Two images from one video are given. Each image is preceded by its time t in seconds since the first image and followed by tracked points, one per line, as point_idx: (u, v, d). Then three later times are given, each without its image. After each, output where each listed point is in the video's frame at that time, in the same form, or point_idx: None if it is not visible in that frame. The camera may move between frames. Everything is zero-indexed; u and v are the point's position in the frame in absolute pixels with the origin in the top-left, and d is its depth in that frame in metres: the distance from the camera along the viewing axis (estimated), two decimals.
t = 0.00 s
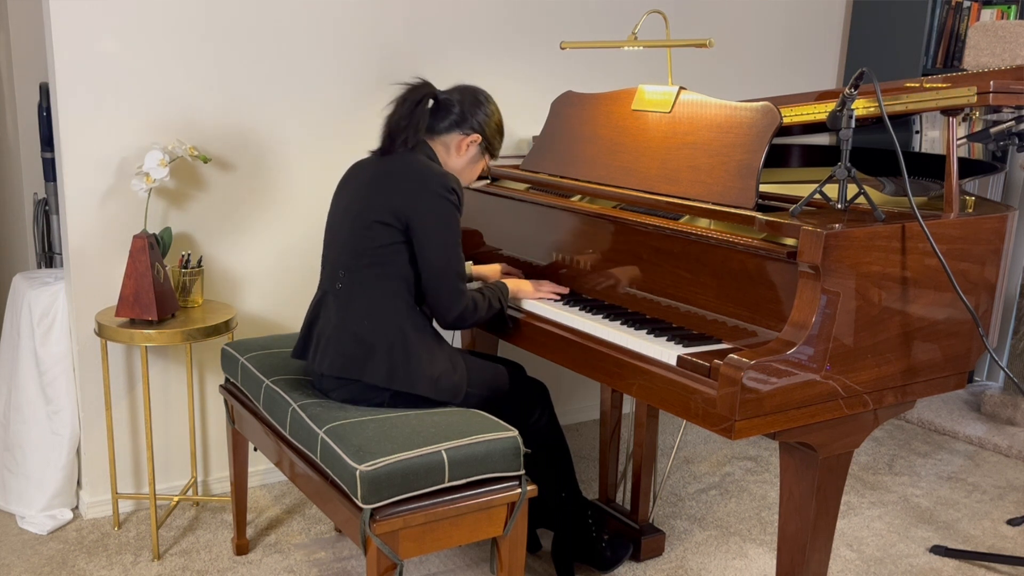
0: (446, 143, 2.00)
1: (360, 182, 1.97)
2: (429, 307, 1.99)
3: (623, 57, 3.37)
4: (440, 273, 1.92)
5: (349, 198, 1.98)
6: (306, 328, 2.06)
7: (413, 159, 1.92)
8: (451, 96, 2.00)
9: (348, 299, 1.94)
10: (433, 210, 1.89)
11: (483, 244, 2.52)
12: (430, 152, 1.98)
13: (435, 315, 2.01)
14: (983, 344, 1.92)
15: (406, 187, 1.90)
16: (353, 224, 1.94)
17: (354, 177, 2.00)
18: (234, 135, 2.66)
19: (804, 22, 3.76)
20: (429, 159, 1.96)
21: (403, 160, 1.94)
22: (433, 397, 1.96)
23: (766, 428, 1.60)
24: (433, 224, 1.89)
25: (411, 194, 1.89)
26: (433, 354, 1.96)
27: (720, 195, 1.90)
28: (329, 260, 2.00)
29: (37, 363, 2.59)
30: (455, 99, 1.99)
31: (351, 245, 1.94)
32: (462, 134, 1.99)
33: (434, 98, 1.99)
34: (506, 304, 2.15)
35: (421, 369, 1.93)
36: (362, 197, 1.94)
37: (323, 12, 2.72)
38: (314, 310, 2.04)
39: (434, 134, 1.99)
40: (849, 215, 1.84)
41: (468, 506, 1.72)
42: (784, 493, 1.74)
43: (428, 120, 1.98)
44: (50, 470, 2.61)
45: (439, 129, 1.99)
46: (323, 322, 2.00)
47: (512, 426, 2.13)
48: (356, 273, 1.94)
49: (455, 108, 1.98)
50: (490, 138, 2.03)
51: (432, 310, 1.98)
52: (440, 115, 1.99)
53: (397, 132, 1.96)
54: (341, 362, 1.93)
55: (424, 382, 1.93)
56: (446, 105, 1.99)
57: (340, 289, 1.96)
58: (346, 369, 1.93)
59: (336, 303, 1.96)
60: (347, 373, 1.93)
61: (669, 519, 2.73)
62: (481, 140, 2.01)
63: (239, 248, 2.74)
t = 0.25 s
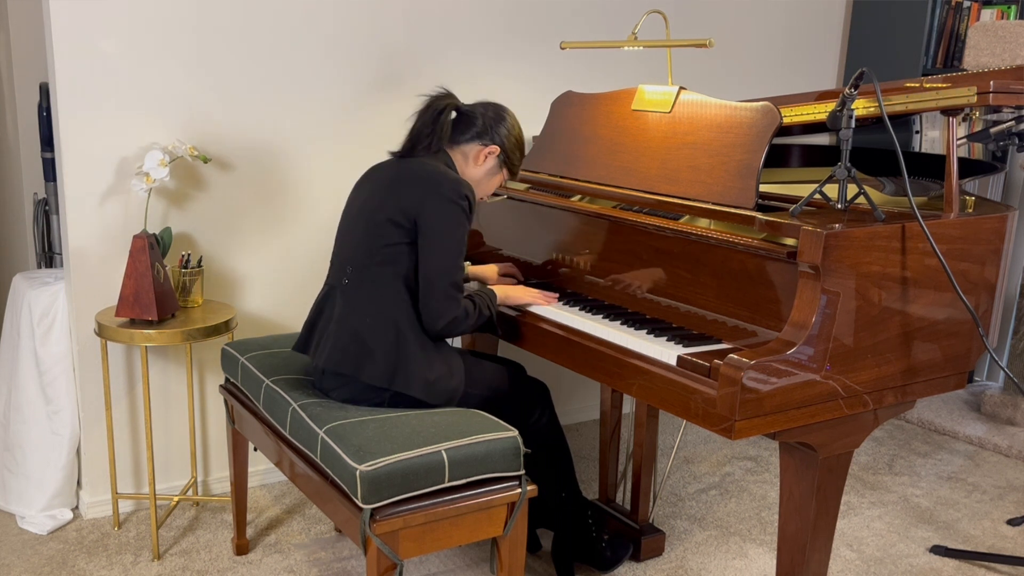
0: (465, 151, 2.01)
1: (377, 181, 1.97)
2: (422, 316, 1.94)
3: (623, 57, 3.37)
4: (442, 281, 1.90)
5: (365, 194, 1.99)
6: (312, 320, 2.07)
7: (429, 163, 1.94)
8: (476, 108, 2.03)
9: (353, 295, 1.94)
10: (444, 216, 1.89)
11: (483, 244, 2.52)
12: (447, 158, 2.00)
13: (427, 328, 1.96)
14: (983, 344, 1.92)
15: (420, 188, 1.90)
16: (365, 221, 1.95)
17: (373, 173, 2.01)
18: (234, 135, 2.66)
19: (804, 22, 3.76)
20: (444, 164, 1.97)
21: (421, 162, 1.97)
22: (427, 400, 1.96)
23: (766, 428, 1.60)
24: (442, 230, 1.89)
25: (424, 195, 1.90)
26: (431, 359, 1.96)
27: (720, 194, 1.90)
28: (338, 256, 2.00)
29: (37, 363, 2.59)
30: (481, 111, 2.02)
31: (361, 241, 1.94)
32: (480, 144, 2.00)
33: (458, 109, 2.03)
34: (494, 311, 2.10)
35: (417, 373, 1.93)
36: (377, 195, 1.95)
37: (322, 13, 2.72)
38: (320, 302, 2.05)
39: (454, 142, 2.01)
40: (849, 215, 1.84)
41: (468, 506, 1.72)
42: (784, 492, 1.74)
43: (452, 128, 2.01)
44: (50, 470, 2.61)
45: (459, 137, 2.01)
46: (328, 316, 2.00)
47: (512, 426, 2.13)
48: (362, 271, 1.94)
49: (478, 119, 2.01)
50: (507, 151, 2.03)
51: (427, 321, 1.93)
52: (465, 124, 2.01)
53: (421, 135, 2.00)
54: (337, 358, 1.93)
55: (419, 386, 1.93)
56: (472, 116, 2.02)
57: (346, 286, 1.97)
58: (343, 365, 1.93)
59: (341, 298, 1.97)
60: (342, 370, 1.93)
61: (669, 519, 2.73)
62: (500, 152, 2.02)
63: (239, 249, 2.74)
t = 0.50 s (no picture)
0: (476, 150, 2.02)
1: (392, 177, 1.99)
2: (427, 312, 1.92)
3: (623, 57, 3.37)
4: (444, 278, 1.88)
5: (378, 192, 2.00)
6: (321, 316, 2.09)
7: (437, 161, 1.94)
8: (488, 110, 2.04)
9: (358, 292, 1.96)
10: (450, 213, 1.87)
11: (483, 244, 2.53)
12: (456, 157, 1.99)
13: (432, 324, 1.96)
14: (983, 344, 1.92)
15: (426, 186, 1.90)
16: (376, 218, 1.96)
17: (389, 170, 2.03)
18: (234, 135, 2.66)
19: (804, 22, 3.76)
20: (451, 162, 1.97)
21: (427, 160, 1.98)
22: (426, 401, 1.96)
23: (766, 428, 1.60)
24: (447, 226, 1.87)
25: (430, 194, 1.89)
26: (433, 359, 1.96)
27: (720, 195, 1.90)
28: (349, 253, 2.02)
29: (37, 363, 2.59)
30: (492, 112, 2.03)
31: (370, 238, 1.96)
32: (490, 142, 2.01)
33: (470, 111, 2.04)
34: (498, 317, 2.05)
35: (417, 372, 1.94)
36: (388, 193, 1.96)
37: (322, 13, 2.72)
38: (330, 299, 2.07)
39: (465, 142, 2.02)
40: (849, 215, 1.84)
41: (468, 506, 1.72)
42: (784, 492, 1.74)
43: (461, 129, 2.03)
44: (50, 470, 2.61)
45: (470, 137, 2.02)
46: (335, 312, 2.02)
47: (512, 426, 2.13)
48: (369, 267, 1.95)
49: (489, 119, 2.02)
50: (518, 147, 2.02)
51: (434, 316, 1.90)
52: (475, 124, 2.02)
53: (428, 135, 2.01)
54: (338, 354, 1.94)
55: (418, 385, 1.93)
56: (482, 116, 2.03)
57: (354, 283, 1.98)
58: (344, 362, 1.94)
59: (347, 295, 1.98)
60: (342, 365, 1.94)
61: (669, 519, 2.73)
62: (510, 149, 2.01)
63: (240, 249, 2.74)
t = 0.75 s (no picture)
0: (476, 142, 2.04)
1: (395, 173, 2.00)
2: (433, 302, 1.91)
3: (623, 57, 3.37)
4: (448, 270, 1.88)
5: (381, 188, 2.00)
6: (323, 314, 2.09)
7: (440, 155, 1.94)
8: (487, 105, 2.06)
9: (361, 289, 1.96)
10: (451, 205, 1.87)
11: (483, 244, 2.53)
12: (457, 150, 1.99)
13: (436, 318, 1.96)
14: (983, 344, 1.92)
15: (429, 180, 1.90)
16: (379, 214, 1.96)
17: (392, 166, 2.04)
18: (234, 135, 2.66)
19: (804, 22, 3.76)
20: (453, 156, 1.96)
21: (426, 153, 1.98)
22: (426, 400, 1.95)
23: (766, 428, 1.60)
24: (449, 218, 1.87)
25: (433, 188, 1.89)
26: (434, 357, 1.97)
27: (720, 195, 1.90)
28: (352, 250, 2.03)
29: (37, 363, 2.59)
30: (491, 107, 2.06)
31: (374, 234, 1.96)
32: (490, 133, 2.03)
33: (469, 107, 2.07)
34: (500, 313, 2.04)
35: (419, 368, 1.94)
36: (391, 189, 1.97)
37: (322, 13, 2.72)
38: (332, 296, 2.07)
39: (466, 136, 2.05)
40: (849, 215, 1.84)
41: (468, 506, 1.72)
42: (784, 492, 1.74)
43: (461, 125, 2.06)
44: (50, 470, 2.61)
45: (470, 131, 2.04)
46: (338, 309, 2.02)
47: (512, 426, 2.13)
48: (372, 263, 1.96)
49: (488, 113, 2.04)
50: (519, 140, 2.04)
51: (441, 307, 1.90)
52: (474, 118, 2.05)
53: (424, 127, 2.02)
54: (342, 352, 1.94)
55: (420, 381, 1.94)
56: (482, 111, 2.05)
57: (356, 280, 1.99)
58: (346, 360, 1.94)
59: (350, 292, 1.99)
60: (345, 363, 1.94)
61: (669, 519, 2.73)
62: (510, 139, 2.03)
63: (240, 249, 2.74)
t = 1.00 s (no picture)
0: (477, 144, 2.03)
1: (392, 170, 1.99)
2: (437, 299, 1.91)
3: (623, 57, 3.37)
4: (450, 265, 1.87)
5: (380, 184, 2.00)
6: (325, 312, 2.09)
7: (440, 151, 1.93)
8: (487, 102, 2.04)
9: (363, 287, 1.96)
10: (452, 200, 1.86)
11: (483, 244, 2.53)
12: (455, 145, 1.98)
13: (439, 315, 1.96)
14: (983, 344, 1.92)
15: (428, 176, 1.90)
16: (379, 211, 1.96)
17: (390, 162, 2.03)
18: (234, 135, 2.66)
19: (804, 22, 3.76)
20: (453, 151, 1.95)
21: (423, 149, 1.97)
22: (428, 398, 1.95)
23: (766, 428, 1.60)
24: (449, 213, 1.86)
25: (433, 184, 1.89)
26: (438, 353, 1.96)
27: (720, 195, 1.90)
28: (352, 248, 2.02)
29: (37, 363, 2.59)
30: (490, 104, 2.04)
31: (374, 231, 1.96)
32: (492, 136, 2.02)
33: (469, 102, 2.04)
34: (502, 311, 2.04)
35: (423, 365, 1.94)
36: (391, 185, 1.96)
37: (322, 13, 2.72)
38: (334, 294, 2.07)
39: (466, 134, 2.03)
40: (849, 215, 1.84)
41: (468, 506, 1.72)
42: (784, 492, 1.74)
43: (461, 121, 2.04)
44: (51, 471, 2.61)
45: (471, 130, 2.03)
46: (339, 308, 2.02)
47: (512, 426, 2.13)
48: (373, 261, 1.96)
49: (489, 111, 2.03)
50: (518, 143, 2.04)
51: (446, 303, 1.89)
52: (473, 116, 2.03)
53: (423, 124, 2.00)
54: (345, 351, 1.94)
55: (424, 378, 1.93)
56: (481, 108, 2.03)
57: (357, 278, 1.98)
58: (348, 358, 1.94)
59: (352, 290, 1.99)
60: (349, 362, 1.93)
61: (669, 519, 2.73)
62: (511, 143, 2.03)
63: (240, 249, 2.74)
